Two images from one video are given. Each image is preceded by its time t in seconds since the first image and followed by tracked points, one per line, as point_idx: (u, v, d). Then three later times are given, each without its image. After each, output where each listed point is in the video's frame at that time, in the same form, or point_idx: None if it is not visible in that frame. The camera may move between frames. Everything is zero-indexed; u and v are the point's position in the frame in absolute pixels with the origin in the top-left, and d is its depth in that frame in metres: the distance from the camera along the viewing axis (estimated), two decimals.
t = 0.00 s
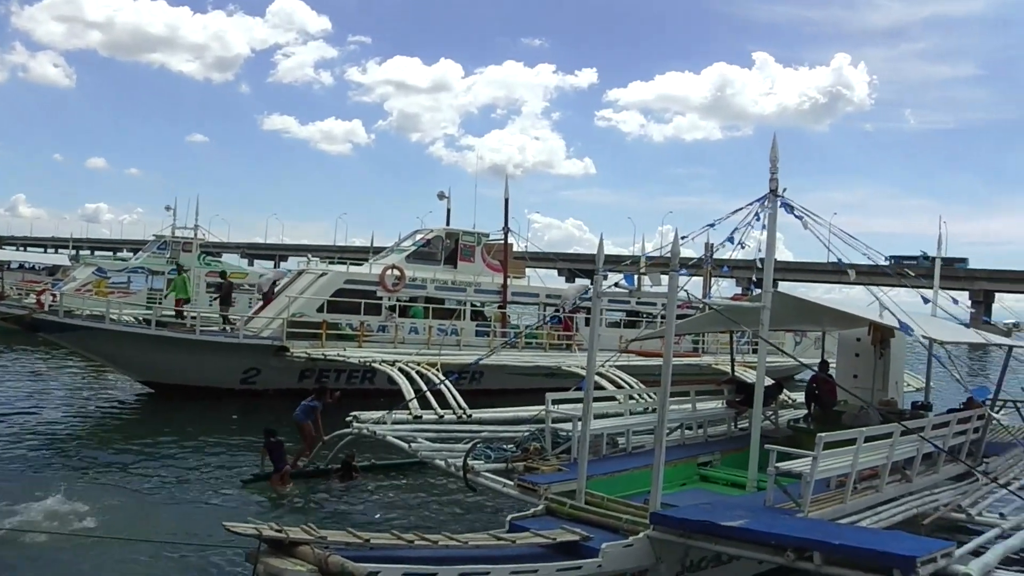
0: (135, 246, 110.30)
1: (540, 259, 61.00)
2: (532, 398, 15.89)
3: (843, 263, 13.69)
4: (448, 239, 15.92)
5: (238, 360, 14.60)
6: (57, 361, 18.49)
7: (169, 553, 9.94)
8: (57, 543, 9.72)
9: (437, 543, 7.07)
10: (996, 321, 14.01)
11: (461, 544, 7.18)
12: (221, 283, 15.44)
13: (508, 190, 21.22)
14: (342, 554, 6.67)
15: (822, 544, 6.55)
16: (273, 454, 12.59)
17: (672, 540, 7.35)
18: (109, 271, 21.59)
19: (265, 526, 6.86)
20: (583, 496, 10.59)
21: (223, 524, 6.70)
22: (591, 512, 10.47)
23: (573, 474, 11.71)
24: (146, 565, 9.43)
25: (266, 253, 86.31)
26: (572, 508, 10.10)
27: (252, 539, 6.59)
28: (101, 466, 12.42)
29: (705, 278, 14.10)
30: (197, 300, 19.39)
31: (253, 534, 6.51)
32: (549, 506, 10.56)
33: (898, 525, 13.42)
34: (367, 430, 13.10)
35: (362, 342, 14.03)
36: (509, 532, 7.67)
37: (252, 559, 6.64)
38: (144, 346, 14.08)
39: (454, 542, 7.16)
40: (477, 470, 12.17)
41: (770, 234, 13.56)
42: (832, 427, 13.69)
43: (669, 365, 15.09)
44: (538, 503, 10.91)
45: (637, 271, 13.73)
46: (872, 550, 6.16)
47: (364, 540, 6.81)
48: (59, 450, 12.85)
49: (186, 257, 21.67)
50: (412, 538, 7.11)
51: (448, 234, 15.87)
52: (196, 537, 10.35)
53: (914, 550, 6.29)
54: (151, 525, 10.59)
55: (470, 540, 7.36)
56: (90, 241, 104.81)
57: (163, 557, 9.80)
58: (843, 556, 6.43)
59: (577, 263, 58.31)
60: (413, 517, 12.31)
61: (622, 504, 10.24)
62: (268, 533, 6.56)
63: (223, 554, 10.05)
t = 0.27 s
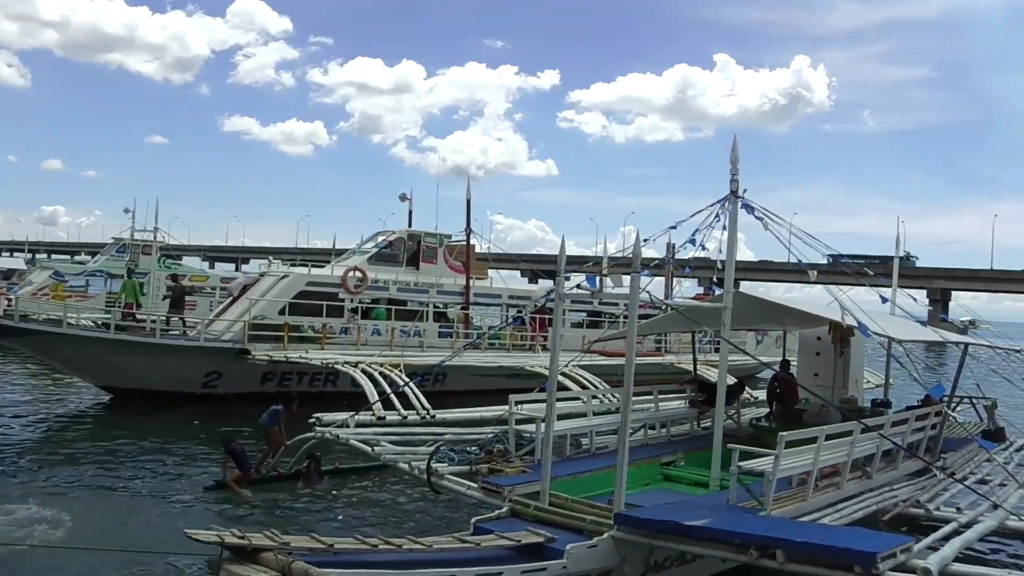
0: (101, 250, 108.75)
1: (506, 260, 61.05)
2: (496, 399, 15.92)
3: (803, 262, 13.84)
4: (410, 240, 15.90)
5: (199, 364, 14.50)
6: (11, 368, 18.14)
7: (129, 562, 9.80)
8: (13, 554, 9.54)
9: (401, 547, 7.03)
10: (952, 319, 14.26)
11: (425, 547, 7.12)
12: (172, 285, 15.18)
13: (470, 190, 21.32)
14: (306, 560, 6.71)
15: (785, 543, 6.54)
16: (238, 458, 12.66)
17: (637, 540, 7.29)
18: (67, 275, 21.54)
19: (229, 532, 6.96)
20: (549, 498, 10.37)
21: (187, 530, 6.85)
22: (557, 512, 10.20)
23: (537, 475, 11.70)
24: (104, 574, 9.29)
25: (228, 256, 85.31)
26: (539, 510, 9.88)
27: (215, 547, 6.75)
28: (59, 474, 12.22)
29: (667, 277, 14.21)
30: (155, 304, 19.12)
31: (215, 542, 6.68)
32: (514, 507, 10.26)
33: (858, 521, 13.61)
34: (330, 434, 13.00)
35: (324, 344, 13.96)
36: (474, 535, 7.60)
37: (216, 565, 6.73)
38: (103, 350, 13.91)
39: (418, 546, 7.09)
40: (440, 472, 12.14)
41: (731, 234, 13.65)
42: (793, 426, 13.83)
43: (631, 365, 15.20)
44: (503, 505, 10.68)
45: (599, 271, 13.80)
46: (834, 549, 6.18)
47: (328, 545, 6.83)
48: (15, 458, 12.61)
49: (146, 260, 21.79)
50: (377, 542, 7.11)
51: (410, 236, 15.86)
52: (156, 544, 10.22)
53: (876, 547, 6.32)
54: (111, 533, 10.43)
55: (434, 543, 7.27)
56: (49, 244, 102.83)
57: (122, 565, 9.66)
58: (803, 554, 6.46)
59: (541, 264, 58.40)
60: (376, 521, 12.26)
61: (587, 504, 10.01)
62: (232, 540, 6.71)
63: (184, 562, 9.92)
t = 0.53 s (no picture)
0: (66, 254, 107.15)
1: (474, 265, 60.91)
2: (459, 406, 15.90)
3: (765, 270, 13.96)
4: (373, 246, 15.90)
5: (160, 370, 14.35)
6: None
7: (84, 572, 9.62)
8: None
9: (364, 556, 6.96)
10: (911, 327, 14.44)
11: (387, 556, 7.02)
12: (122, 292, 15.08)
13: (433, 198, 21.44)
14: (267, 570, 6.66)
15: (747, 549, 6.47)
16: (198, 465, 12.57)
17: (599, 547, 7.18)
18: (25, 279, 21.43)
19: (186, 542, 6.88)
20: (510, 506, 9.93)
21: (145, 541, 6.72)
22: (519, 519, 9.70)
23: (499, 483, 11.64)
24: None
25: (192, 261, 84.30)
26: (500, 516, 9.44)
27: (172, 556, 6.59)
28: (14, 483, 11.97)
29: (630, 285, 14.25)
30: (113, 310, 18.87)
31: (173, 551, 6.53)
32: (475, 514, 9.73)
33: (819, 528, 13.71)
34: (292, 441, 12.86)
35: (286, 351, 13.85)
36: (437, 543, 7.46)
37: None
38: (60, 356, 13.71)
39: (380, 554, 6.99)
40: (402, 480, 12.06)
41: (693, 242, 13.70)
42: (755, 433, 13.92)
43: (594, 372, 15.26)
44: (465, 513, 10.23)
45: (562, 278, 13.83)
46: (794, 555, 6.13)
47: (289, 554, 6.78)
48: None
49: (106, 264, 21.81)
50: (339, 551, 7.02)
51: (373, 242, 15.87)
52: (113, 555, 10.05)
53: (837, 553, 6.27)
54: (67, 543, 10.24)
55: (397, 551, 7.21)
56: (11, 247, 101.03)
57: None
58: (766, 560, 6.39)
59: (508, 269, 58.26)
60: (337, 529, 12.16)
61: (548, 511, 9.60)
62: (191, 550, 6.59)
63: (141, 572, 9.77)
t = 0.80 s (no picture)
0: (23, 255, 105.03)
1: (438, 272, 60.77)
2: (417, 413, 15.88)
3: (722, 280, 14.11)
4: (332, 253, 15.95)
5: (114, 376, 14.19)
6: None
7: None
8: None
9: (318, 563, 6.93)
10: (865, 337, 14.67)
11: (343, 564, 6.92)
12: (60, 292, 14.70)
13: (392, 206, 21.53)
14: None
15: (703, 555, 6.44)
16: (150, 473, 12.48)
17: (555, 554, 7.12)
18: None
19: (137, 550, 6.85)
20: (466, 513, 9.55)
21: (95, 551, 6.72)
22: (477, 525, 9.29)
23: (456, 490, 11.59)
24: None
25: (148, 266, 82.87)
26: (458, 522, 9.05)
27: (125, 565, 6.61)
28: None
29: (588, 293, 14.36)
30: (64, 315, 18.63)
31: (125, 559, 6.56)
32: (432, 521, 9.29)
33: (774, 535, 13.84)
34: (247, 448, 12.72)
35: (243, 357, 13.74)
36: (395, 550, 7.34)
37: None
38: (11, 361, 13.48)
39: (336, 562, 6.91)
40: (359, 487, 11.98)
41: (652, 251, 13.79)
42: (711, 441, 14.03)
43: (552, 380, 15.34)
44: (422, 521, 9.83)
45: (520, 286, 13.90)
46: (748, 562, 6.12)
47: (242, 562, 6.77)
48: None
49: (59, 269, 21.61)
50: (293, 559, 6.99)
51: (332, 248, 15.92)
52: (61, 563, 9.86)
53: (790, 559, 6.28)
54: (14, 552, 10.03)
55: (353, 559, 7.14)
56: None
57: None
58: (722, 566, 6.36)
59: (467, 278, 58.24)
60: (292, 537, 12.05)
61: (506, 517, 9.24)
62: (142, 558, 6.60)
63: None
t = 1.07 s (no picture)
0: None
1: (413, 273, 60.64)
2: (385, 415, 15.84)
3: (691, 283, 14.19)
4: (301, 252, 15.92)
5: (78, 377, 14.04)
6: None
7: None
8: None
9: (285, 565, 6.76)
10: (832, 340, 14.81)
11: (310, 566, 6.84)
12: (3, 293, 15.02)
13: (361, 206, 21.51)
14: None
15: (669, 557, 6.41)
16: (113, 477, 12.38)
17: (524, 556, 7.06)
18: None
19: (101, 553, 6.53)
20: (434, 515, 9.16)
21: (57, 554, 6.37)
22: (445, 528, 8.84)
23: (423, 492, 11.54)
24: None
25: (117, 264, 81.92)
26: (426, 524, 8.65)
27: (88, 569, 6.31)
28: None
29: (557, 294, 14.38)
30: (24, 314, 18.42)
31: (87, 563, 6.26)
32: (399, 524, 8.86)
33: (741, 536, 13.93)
34: (213, 449, 12.59)
35: (210, 357, 13.61)
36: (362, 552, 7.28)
37: None
38: None
39: (303, 564, 6.81)
40: (325, 488, 11.90)
41: (620, 254, 13.84)
42: (679, 443, 14.10)
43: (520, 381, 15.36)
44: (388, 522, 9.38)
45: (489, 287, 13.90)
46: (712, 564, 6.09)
47: (208, 564, 6.55)
48: None
49: (21, 266, 21.39)
50: (260, 561, 6.80)
51: (301, 248, 15.89)
52: (22, 567, 9.71)
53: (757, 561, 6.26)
54: None
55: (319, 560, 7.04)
56: None
57: None
58: (689, 567, 6.32)
59: (436, 279, 58.21)
60: (258, 539, 11.96)
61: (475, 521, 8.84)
62: (105, 561, 6.33)
63: None
